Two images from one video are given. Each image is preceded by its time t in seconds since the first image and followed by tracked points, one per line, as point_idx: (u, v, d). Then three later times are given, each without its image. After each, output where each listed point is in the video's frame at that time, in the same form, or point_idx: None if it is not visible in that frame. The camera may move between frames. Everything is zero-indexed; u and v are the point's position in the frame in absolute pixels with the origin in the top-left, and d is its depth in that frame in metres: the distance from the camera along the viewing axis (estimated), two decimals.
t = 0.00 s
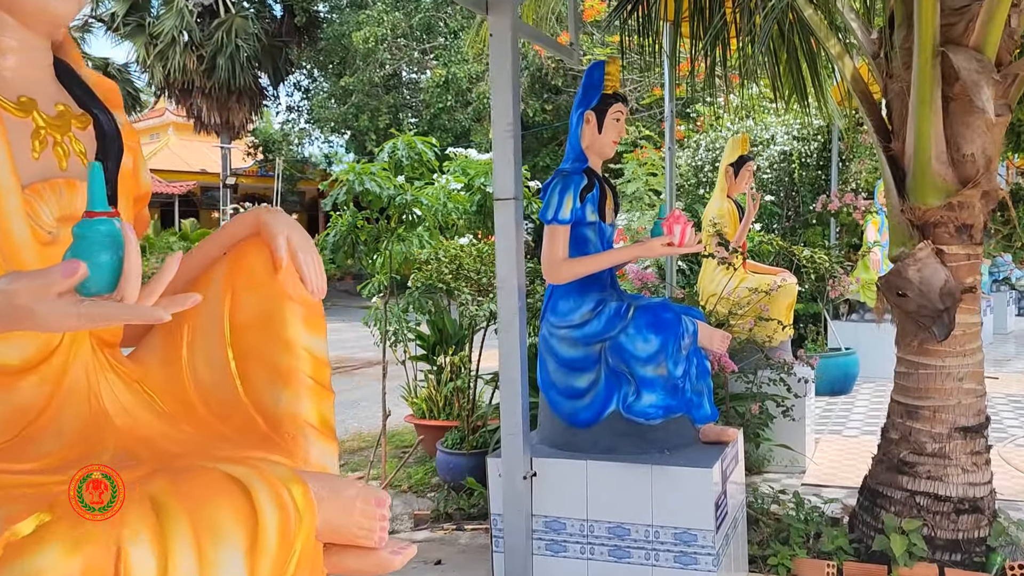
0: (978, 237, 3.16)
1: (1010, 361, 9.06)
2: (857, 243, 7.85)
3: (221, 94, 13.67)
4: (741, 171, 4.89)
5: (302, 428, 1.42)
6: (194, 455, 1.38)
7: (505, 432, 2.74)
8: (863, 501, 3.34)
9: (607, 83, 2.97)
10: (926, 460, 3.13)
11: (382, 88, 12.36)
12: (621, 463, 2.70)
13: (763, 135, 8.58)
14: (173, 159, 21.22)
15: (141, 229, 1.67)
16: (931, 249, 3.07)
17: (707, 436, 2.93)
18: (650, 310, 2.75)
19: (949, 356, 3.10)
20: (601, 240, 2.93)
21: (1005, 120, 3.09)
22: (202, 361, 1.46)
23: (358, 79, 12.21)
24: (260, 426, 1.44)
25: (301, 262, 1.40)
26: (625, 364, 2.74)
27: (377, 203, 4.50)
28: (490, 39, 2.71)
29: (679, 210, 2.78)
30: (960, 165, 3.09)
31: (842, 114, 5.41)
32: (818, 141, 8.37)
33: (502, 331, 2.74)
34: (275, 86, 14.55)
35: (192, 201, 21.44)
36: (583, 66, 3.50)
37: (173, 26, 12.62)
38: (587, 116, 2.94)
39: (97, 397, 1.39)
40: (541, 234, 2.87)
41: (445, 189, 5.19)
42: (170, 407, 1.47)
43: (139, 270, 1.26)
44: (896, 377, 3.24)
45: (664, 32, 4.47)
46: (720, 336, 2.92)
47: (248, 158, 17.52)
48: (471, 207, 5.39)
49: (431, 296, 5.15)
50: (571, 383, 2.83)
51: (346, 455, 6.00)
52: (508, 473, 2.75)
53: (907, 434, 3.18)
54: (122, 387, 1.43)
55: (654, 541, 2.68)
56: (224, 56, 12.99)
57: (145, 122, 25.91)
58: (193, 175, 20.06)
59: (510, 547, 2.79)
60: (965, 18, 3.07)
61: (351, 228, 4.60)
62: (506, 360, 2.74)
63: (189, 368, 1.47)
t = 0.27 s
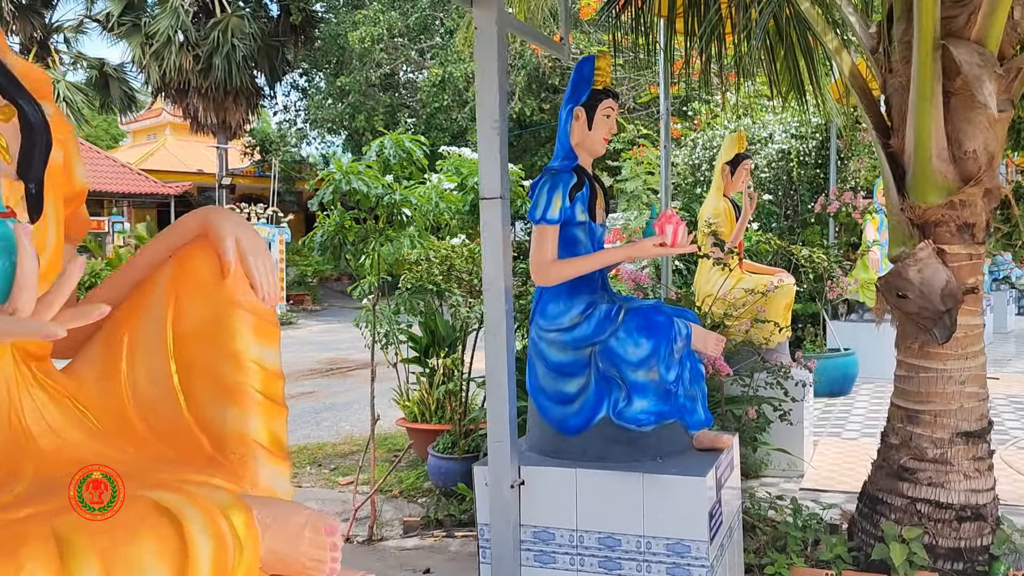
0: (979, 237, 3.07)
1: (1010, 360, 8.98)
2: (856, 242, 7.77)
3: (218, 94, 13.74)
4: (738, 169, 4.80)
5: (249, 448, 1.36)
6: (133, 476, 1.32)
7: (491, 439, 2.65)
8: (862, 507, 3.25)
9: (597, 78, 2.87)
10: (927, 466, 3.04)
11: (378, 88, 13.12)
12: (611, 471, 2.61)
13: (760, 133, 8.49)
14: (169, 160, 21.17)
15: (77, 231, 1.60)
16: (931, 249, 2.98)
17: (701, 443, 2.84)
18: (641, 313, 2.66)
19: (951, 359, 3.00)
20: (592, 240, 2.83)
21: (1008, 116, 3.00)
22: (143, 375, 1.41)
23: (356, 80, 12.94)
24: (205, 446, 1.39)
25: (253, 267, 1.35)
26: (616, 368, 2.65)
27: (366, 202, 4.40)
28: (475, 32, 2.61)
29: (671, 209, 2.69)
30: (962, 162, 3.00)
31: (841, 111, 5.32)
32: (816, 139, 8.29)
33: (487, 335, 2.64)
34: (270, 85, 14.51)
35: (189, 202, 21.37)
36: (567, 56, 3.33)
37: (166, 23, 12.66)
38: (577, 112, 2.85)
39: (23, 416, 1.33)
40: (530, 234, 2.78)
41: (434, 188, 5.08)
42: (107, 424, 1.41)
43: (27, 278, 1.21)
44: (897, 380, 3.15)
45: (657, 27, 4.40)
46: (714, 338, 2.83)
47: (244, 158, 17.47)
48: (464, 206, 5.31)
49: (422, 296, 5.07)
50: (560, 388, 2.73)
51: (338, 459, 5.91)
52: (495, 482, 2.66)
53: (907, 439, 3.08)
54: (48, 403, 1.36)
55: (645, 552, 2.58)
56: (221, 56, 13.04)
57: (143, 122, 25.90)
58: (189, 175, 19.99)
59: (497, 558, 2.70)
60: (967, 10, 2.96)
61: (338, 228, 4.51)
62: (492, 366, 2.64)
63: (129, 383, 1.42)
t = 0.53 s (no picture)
0: (982, 236, 2.97)
1: (1011, 362, 8.89)
2: (856, 243, 7.68)
3: (217, 96, 13.96)
4: (734, 168, 4.72)
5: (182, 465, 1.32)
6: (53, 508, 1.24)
7: (476, 447, 2.56)
8: (862, 515, 3.15)
9: (586, 73, 2.78)
10: (928, 474, 2.94)
11: (377, 90, 13.17)
12: (600, 479, 2.52)
13: (760, 134, 8.38)
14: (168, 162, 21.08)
15: (4, 224, 1.59)
16: (932, 249, 2.88)
17: (693, 450, 2.75)
18: (631, 316, 2.57)
19: (952, 363, 2.91)
20: (580, 240, 2.74)
21: (1011, 112, 2.91)
22: (68, 387, 1.33)
23: (354, 81, 13.00)
24: (133, 465, 1.34)
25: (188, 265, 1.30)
26: (605, 373, 2.56)
27: (353, 203, 4.28)
28: (458, 25, 2.52)
29: (662, 209, 2.59)
30: (963, 160, 2.91)
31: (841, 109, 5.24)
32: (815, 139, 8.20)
33: (472, 339, 2.55)
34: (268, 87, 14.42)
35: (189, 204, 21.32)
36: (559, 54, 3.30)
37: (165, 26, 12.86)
38: (565, 109, 2.76)
39: None
40: (516, 235, 2.69)
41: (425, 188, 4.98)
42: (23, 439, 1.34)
43: None
44: (897, 384, 3.06)
45: (651, 24, 4.33)
46: (708, 342, 2.73)
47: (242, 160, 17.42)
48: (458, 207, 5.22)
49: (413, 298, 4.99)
50: (549, 394, 2.64)
51: (331, 463, 5.82)
52: (481, 491, 2.57)
53: (907, 446, 2.99)
54: None
55: (635, 563, 2.49)
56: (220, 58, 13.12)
57: (143, 124, 25.91)
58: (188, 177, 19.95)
59: (482, 570, 2.61)
60: (968, 3, 2.88)
61: (325, 230, 4.40)
62: (476, 371, 2.55)
63: (52, 395, 1.35)
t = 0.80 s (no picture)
0: (974, 244, 2.86)
1: (1008, 369, 8.79)
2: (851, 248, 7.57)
3: (210, 99, 14.17)
4: (723, 173, 4.62)
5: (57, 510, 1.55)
6: None
7: (445, 466, 2.44)
8: (851, 533, 3.04)
9: (562, 75, 2.67)
10: (918, 491, 2.83)
11: (371, 94, 13.10)
12: (574, 499, 2.40)
13: (754, 137, 8.26)
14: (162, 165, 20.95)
15: None
16: (922, 258, 2.77)
17: (674, 468, 2.63)
18: (607, 328, 2.45)
19: (944, 376, 2.80)
20: (557, 249, 2.64)
21: (1003, 114, 2.80)
22: None
23: (348, 84, 12.95)
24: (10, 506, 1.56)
25: (76, 286, 1.55)
26: (580, 388, 2.44)
27: (328, 208, 4.14)
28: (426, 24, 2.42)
29: (639, 216, 2.48)
30: (954, 165, 2.80)
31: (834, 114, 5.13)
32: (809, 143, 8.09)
33: (441, 351, 2.43)
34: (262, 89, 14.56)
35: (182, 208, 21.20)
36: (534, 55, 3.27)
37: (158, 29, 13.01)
38: (540, 112, 2.65)
39: None
40: (489, 243, 2.58)
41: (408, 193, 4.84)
42: None
43: None
44: (887, 398, 2.95)
45: (637, 24, 4.23)
46: (689, 354, 2.63)
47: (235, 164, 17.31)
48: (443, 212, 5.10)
49: (395, 305, 4.88)
50: (522, 410, 2.52)
51: (314, 474, 5.70)
52: (450, 512, 2.46)
53: (898, 461, 2.88)
54: None
55: None
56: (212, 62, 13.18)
57: (138, 128, 25.85)
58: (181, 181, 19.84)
59: None
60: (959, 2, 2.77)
61: (300, 236, 4.27)
62: (446, 385, 2.43)
63: None
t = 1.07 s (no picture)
0: (960, 251, 2.79)
1: (1000, 374, 8.73)
2: (841, 252, 7.50)
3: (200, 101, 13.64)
4: (708, 178, 4.56)
5: None
6: None
7: (412, 483, 2.36)
8: (835, 548, 2.96)
9: (535, 77, 2.59)
10: (903, 505, 2.76)
11: (362, 96, 12.94)
12: (545, 518, 2.32)
13: (743, 141, 8.19)
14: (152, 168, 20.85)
15: None
16: (906, 266, 2.70)
17: (651, 483, 2.55)
18: (580, 339, 2.37)
19: (929, 388, 2.72)
20: (529, 257, 2.55)
21: (989, 118, 2.73)
22: None
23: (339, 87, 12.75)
24: None
25: None
26: (551, 401, 2.36)
27: (302, 213, 4.04)
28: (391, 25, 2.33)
29: (613, 223, 2.40)
30: (939, 170, 2.72)
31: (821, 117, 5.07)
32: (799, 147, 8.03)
33: (407, 365, 2.34)
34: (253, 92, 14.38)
35: (172, 211, 21.07)
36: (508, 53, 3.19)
37: (148, 31, 13.04)
38: (512, 116, 2.56)
39: None
40: (459, 251, 2.50)
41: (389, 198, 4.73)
42: None
43: None
44: (871, 409, 2.87)
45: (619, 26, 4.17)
46: (667, 366, 2.54)
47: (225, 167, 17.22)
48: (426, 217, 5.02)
49: (374, 312, 4.79)
50: (493, 424, 2.43)
51: (294, 482, 5.59)
52: (417, 531, 2.37)
53: (883, 475, 2.80)
54: None
55: None
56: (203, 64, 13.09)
57: (129, 131, 25.76)
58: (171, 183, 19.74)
59: None
60: (944, 3, 2.70)
61: (274, 241, 4.15)
62: (412, 400, 2.34)
63: None
